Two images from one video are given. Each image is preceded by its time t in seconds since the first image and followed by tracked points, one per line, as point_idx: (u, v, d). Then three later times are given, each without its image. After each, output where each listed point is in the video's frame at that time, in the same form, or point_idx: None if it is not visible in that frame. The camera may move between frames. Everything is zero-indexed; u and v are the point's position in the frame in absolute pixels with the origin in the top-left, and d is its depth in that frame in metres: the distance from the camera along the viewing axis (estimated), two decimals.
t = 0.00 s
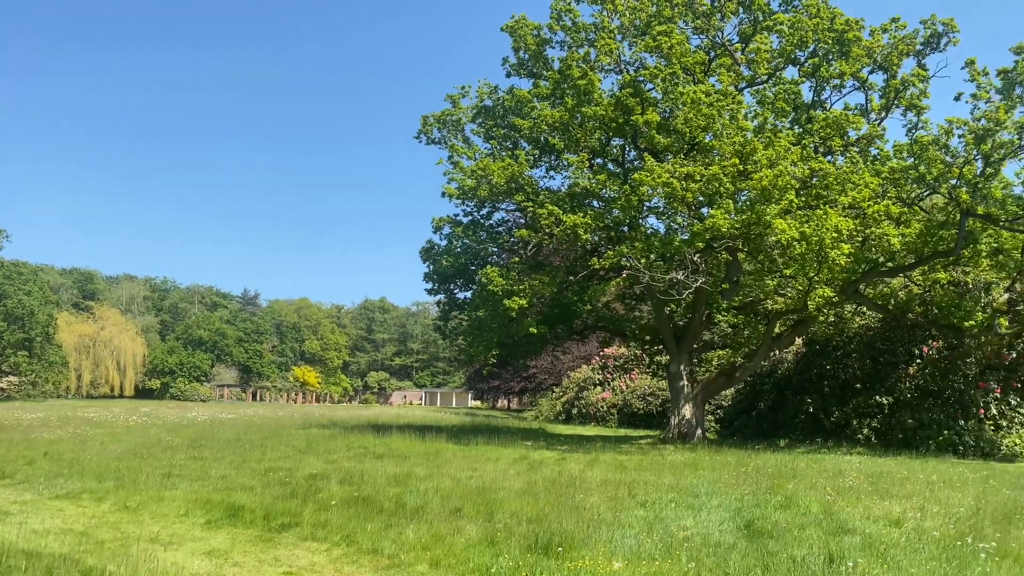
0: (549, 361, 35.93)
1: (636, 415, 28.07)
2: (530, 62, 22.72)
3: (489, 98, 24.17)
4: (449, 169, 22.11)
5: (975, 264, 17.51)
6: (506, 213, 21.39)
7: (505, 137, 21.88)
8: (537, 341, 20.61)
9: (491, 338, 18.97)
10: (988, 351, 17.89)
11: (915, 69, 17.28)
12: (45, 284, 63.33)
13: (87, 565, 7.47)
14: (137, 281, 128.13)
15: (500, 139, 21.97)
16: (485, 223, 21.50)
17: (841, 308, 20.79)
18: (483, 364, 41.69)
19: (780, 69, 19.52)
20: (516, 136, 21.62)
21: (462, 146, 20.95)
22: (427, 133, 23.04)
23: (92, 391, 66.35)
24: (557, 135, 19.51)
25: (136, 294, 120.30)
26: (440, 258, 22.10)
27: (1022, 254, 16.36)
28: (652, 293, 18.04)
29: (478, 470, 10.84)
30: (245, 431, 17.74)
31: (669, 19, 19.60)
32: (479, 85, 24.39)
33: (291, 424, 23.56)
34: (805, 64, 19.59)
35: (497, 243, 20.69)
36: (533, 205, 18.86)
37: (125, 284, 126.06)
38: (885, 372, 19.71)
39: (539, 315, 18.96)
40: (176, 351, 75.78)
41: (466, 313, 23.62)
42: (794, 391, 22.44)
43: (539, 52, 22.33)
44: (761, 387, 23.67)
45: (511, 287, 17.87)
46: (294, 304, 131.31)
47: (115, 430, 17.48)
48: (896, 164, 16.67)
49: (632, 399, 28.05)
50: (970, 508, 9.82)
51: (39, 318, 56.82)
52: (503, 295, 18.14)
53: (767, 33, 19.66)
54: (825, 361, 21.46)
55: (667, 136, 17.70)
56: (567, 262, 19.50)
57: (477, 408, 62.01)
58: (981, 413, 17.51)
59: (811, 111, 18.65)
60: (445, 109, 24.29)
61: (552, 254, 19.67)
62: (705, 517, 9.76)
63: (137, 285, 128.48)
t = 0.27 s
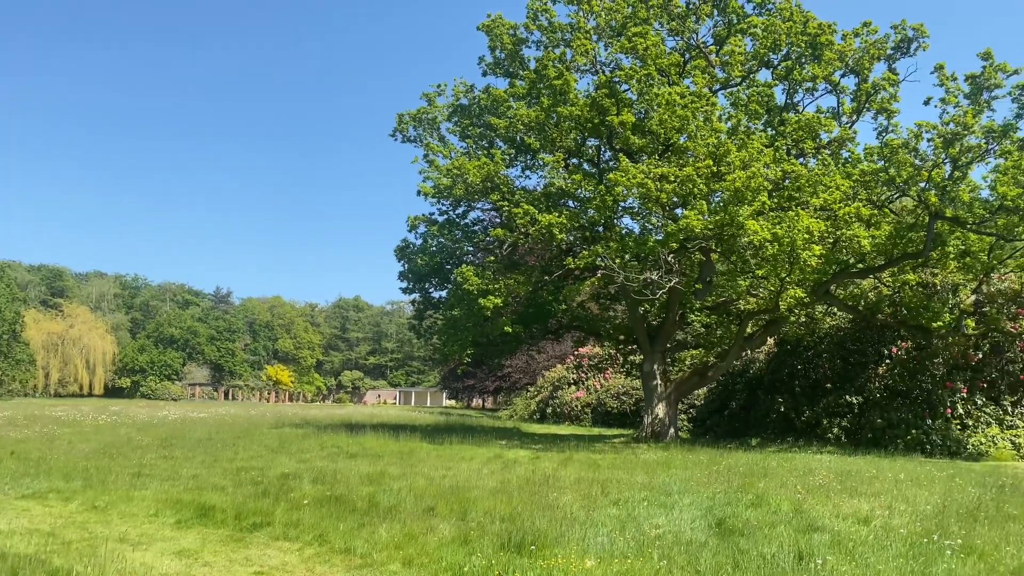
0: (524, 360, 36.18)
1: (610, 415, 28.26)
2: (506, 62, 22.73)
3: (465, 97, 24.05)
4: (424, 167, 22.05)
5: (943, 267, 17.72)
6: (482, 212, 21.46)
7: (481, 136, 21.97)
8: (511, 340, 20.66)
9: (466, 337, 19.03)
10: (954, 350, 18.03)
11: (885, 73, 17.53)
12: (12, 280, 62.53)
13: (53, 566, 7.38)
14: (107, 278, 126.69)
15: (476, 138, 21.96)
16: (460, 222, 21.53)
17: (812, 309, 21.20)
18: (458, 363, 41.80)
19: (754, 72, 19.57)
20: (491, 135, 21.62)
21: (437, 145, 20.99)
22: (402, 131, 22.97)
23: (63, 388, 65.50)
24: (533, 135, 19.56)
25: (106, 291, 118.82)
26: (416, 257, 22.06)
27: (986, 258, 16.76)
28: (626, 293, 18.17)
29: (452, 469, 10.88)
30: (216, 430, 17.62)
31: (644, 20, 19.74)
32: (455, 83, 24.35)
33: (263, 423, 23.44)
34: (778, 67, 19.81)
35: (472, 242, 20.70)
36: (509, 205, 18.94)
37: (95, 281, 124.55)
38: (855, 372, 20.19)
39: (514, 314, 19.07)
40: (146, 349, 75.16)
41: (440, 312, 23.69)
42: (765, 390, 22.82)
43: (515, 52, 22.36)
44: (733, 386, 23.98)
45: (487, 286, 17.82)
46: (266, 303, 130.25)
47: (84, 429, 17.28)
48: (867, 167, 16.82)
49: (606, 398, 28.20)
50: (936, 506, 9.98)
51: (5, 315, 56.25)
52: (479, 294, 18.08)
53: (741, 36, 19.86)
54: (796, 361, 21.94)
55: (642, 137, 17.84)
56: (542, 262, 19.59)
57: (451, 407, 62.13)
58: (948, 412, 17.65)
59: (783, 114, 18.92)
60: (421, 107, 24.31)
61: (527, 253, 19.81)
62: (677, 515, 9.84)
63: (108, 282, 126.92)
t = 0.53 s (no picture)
0: (496, 359, 36.34)
1: (581, 413, 28.21)
2: (480, 60, 22.71)
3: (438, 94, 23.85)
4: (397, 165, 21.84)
5: (908, 268, 17.61)
6: (454, 210, 21.46)
7: (454, 134, 21.78)
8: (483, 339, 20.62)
9: (438, 336, 19.12)
10: (919, 350, 18.64)
11: (853, 76, 17.79)
12: None
13: (16, 567, 7.26)
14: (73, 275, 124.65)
15: (449, 137, 21.82)
16: (433, 220, 21.50)
17: (781, 308, 21.55)
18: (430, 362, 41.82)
19: (725, 73, 20.06)
20: (465, 133, 21.49)
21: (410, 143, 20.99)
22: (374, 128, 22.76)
23: (26, 387, 64.43)
24: (506, 134, 19.57)
25: (72, 288, 116.95)
26: (388, 255, 21.87)
27: (949, 259, 16.95)
28: (598, 292, 18.31)
29: (423, 467, 10.90)
30: (184, 428, 17.43)
31: (617, 21, 19.85)
32: (429, 81, 24.20)
33: (232, 421, 23.23)
34: (749, 69, 20.05)
35: (445, 240, 20.59)
36: (481, 203, 18.55)
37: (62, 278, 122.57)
38: (822, 371, 20.55)
39: (486, 312, 19.18)
40: (113, 347, 76.46)
41: (412, 311, 23.71)
42: (734, 389, 23.08)
43: (489, 50, 22.36)
44: (702, 385, 24.22)
45: (459, 284, 17.64)
46: (236, 301, 129.20)
47: (46, 428, 16.96)
48: (834, 168, 17.05)
49: (578, 397, 28.14)
50: (900, 502, 10.16)
51: None
52: (451, 293, 17.90)
53: (712, 37, 20.04)
54: (765, 360, 22.30)
55: (614, 137, 17.97)
56: (514, 261, 19.64)
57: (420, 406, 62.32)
58: (912, 410, 17.99)
59: (754, 115, 19.20)
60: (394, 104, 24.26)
61: (500, 252, 19.94)
62: (647, 512, 9.92)
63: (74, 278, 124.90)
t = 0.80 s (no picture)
0: (465, 357, 36.54)
1: (551, 411, 28.47)
2: (451, 57, 22.66)
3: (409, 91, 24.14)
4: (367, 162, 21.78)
5: (873, 267, 18.21)
6: (425, 207, 21.49)
7: (425, 132, 21.50)
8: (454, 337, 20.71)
9: (408, 333, 19.05)
10: (883, 349, 19.00)
11: (820, 78, 18.04)
12: None
13: None
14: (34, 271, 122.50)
15: (420, 134, 21.55)
16: (403, 217, 21.43)
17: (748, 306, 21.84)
18: (399, 360, 41.78)
19: (694, 74, 20.33)
20: (435, 131, 21.15)
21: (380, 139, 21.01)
22: (344, 124, 22.75)
23: None
24: (477, 132, 19.57)
25: (33, 284, 114.82)
26: (358, 253, 22.24)
27: (913, 260, 17.45)
28: (569, 290, 18.35)
29: (392, 466, 10.92)
30: (149, 427, 17.21)
31: (588, 20, 19.94)
32: (400, 78, 24.34)
33: (199, 419, 22.97)
34: (718, 69, 20.28)
35: (415, 237, 20.46)
36: (452, 200, 18.59)
37: (23, 273, 120.46)
38: (788, 369, 20.84)
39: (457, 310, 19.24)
40: (76, 344, 76.52)
41: (382, 308, 23.66)
42: (702, 386, 23.26)
43: (459, 47, 22.29)
44: (670, 382, 24.55)
45: (430, 282, 17.65)
46: (203, 297, 127.85)
47: (6, 427, 16.63)
48: (801, 169, 17.28)
49: (547, 394, 28.39)
50: (863, 498, 10.32)
51: None
52: (422, 290, 17.89)
53: (682, 38, 20.21)
54: (732, 357, 22.58)
55: (585, 136, 18.08)
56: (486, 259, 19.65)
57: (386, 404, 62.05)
58: (876, 408, 18.26)
59: (722, 116, 19.48)
60: (365, 101, 24.37)
61: (471, 250, 20.01)
62: (615, 509, 9.99)
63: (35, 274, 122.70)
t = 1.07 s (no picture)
0: (435, 354, 36.50)
1: (522, 408, 28.59)
2: (423, 53, 22.51)
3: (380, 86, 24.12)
4: (337, 157, 21.68)
5: (839, 267, 18.07)
6: (396, 203, 21.42)
7: (396, 128, 21.39)
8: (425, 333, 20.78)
9: (378, 330, 18.91)
10: (848, 347, 19.29)
11: (789, 79, 18.22)
12: None
13: None
14: None
15: (391, 130, 21.42)
16: (374, 213, 21.43)
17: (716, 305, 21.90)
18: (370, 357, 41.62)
19: (665, 73, 20.42)
20: (406, 127, 21.03)
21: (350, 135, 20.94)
22: (314, 118, 22.60)
23: None
24: (448, 128, 19.53)
25: None
26: (328, 249, 22.14)
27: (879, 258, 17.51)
28: (539, 287, 18.24)
29: (362, 464, 10.90)
30: (114, 425, 16.95)
31: (560, 18, 19.95)
32: (371, 73, 24.30)
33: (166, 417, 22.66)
34: (688, 69, 20.45)
35: (386, 234, 20.51)
36: (424, 197, 18.56)
37: None
38: (756, 366, 21.02)
39: (427, 307, 19.22)
40: (38, 341, 75.69)
41: (351, 305, 23.49)
42: (671, 383, 23.43)
43: (431, 43, 22.09)
44: (640, 379, 24.74)
45: (400, 278, 17.62)
46: (170, 294, 126.24)
47: None
48: (770, 169, 17.44)
49: (519, 391, 28.50)
50: (828, 494, 10.48)
51: None
52: (392, 287, 17.84)
53: (653, 38, 20.30)
54: (700, 355, 22.77)
55: (557, 134, 18.16)
56: (457, 256, 19.67)
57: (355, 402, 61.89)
58: (841, 405, 18.42)
59: (691, 115, 19.66)
60: (335, 95, 24.29)
61: (442, 247, 19.96)
62: (584, 506, 10.04)
63: None
